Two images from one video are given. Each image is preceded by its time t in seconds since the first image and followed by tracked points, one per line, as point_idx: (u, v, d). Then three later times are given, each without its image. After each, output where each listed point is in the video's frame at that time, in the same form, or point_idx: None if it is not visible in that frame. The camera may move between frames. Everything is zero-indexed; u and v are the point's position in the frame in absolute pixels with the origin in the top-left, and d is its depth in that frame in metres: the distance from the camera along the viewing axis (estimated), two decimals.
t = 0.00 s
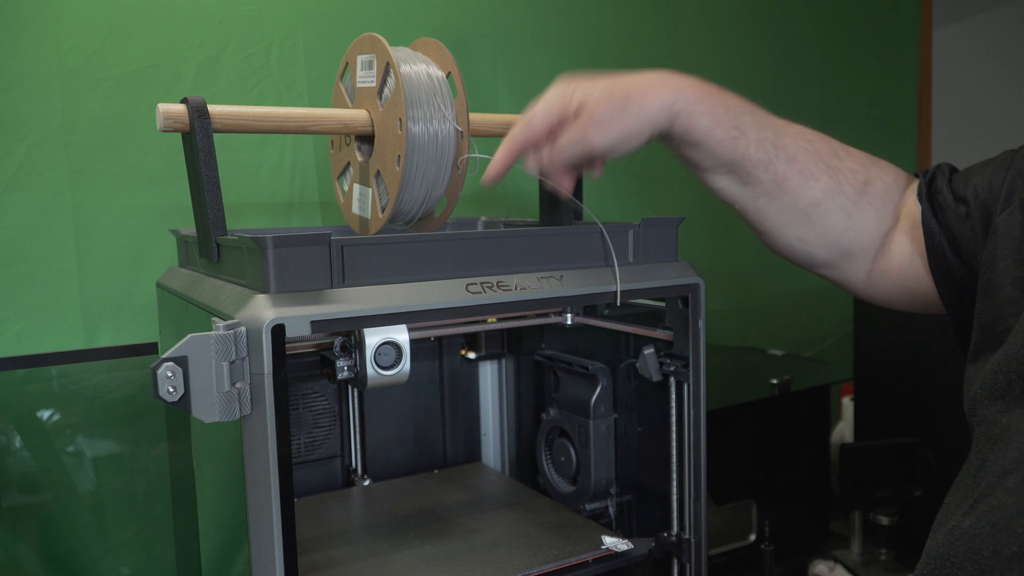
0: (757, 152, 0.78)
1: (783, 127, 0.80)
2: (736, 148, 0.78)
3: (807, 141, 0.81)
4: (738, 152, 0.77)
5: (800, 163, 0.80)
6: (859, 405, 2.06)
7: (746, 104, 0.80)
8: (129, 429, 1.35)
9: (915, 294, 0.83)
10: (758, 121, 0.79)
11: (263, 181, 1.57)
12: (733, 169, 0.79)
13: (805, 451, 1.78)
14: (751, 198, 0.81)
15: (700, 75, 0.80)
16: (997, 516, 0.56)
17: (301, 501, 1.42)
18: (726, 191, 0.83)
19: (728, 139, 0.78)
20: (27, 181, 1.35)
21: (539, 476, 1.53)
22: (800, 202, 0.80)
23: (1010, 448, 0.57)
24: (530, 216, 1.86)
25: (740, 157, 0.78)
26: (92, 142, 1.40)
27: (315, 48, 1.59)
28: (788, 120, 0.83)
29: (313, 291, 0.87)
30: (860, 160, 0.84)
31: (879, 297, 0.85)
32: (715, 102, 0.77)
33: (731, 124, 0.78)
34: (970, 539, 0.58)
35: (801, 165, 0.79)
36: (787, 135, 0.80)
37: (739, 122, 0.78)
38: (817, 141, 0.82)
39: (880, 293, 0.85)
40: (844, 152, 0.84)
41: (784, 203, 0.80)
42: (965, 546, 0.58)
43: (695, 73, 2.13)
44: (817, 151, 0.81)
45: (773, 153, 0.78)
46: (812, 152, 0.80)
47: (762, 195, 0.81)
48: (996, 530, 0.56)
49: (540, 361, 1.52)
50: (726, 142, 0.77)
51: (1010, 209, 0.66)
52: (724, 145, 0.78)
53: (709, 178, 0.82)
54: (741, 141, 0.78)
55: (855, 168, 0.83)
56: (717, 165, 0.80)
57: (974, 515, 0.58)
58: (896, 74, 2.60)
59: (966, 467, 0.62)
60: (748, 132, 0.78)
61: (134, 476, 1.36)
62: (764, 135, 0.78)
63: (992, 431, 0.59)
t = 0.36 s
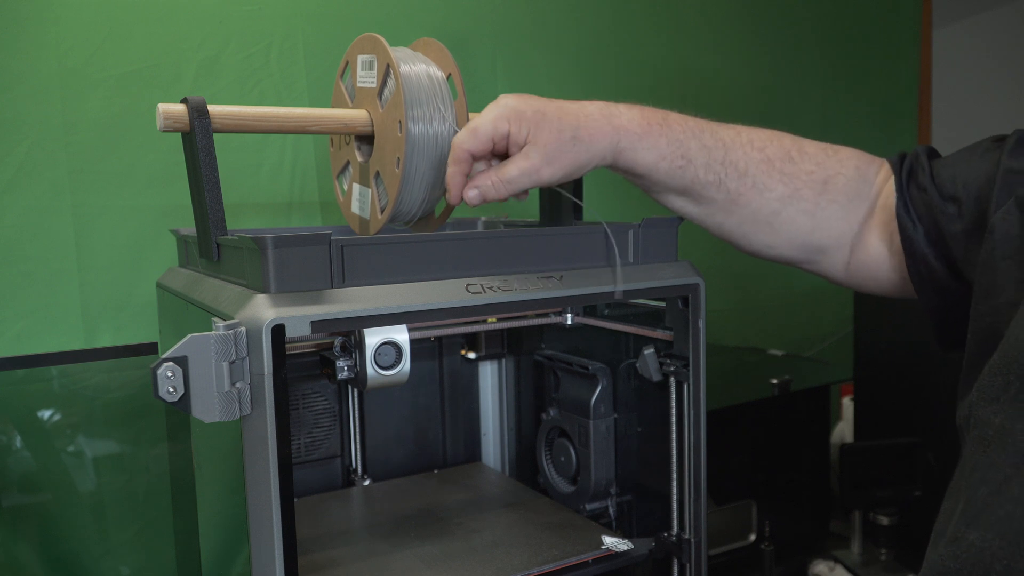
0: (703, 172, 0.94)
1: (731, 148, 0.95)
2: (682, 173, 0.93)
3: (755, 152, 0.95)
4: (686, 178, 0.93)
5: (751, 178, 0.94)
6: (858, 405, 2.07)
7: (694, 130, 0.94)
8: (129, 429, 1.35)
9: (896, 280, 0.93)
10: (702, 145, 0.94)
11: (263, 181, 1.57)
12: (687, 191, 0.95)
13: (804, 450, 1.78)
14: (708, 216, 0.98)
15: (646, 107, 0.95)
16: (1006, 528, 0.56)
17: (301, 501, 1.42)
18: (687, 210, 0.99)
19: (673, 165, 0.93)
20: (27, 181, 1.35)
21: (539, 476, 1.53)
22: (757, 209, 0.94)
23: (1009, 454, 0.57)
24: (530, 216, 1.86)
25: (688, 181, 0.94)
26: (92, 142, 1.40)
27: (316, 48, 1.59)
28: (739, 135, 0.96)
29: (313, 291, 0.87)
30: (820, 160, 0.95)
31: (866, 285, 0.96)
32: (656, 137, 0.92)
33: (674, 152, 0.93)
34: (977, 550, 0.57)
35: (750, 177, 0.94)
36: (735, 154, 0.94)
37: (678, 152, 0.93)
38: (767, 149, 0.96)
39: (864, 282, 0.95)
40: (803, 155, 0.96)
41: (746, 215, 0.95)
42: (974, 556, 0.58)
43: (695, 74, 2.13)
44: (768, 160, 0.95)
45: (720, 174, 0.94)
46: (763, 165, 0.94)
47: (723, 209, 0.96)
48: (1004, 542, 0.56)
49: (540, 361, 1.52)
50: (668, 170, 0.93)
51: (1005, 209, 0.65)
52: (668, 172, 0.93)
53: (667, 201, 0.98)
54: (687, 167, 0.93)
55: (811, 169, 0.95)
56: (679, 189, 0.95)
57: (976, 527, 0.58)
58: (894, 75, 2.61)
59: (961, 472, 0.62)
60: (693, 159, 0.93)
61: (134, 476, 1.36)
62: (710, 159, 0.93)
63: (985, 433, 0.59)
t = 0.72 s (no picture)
0: (690, 174, 0.99)
1: (715, 148, 0.99)
2: (668, 177, 0.99)
3: (740, 152, 0.98)
4: (674, 179, 0.99)
5: (736, 179, 0.97)
6: (859, 405, 2.07)
7: (677, 131, 1.00)
8: (129, 429, 1.35)
9: (888, 276, 0.94)
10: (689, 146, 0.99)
11: (263, 181, 1.57)
12: (677, 193, 1.01)
13: (805, 451, 1.78)
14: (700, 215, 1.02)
15: (627, 112, 1.01)
16: (1010, 534, 0.56)
17: (301, 501, 1.42)
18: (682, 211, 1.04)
19: (658, 167, 0.99)
20: (27, 181, 1.35)
21: (539, 476, 1.53)
22: (745, 209, 0.97)
23: (1011, 457, 0.57)
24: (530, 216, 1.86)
25: (676, 184, 1.00)
26: (92, 142, 1.40)
27: (315, 48, 1.59)
28: (726, 135, 1.00)
29: (313, 291, 0.87)
30: (809, 160, 0.96)
31: (858, 281, 0.97)
32: (636, 138, 0.99)
33: (659, 154, 0.99)
34: (982, 557, 0.57)
35: (736, 177, 0.97)
36: (720, 153, 0.98)
37: (664, 156, 0.99)
38: (755, 148, 0.98)
39: (857, 278, 0.97)
40: (792, 153, 0.98)
41: (735, 215, 0.98)
42: (979, 563, 0.57)
43: (695, 73, 2.13)
44: (755, 158, 0.97)
45: (706, 176, 0.98)
46: (750, 164, 0.97)
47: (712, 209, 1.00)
48: (1010, 548, 0.56)
49: (540, 361, 1.52)
50: (656, 171, 0.99)
51: (998, 208, 0.65)
52: (656, 175, 1.00)
53: (663, 204, 1.04)
54: (673, 170, 0.99)
55: (801, 169, 0.96)
56: (669, 191, 1.00)
57: (980, 532, 0.58)
58: (895, 75, 2.61)
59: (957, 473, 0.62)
60: (678, 160, 0.98)
61: (134, 476, 1.36)
62: (693, 160, 0.98)
63: (984, 436, 0.59)
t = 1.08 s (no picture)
0: (686, 178, 1.00)
1: (711, 152, 0.99)
2: (664, 182, 1.01)
3: (735, 155, 0.98)
4: (671, 185, 1.01)
5: (733, 182, 0.98)
6: (858, 405, 2.07)
7: (670, 137, 1.01)
8: (130, 430, 1.35)
9: (893, 272, 0.94)
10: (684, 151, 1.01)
11: (263, 181, 1.57)
12: (676, 197, 1.02)
13: (805, 451, 1.78)
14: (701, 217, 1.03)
15: (622, 120, 1.03)
16: (1010, 522, 0.56)
17: (301, 501, 1.42)
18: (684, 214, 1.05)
19: (654, 173, 1.01)
20: (27, 181, 1.35)
21: (539, 476, 1.53)
22: (744, 210, 0.98)
23: (1014, 450, 0.56)
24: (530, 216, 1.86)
25: (673, 189, 1.01)
26: (92, 142, 1.40)
27: (315, 48, 1.59)
28: (721, 138, 1.01)
29: (313, 291, 0.87)
30: (807, 159, 0.97)
31: (862, 277, 0.97)
32: (631, 146, 1.01)
33: (655, 160, 1.01)
34: (979, 544, 0.57)
35: (732, 179, 0.98)
36: (716, 157, 0.99)
37: (659, 162, 1.01)
38: (752, 149, 0.99)
39: (860, 274, 0.97)
40: (789, 153, 0.98)
41: (734, 215, 0.99)
42: (976, 551, 0.57)
43: (695, 73, 2.13)
44: (752, 160, 0.98)
45: (702, 181, 0.99)
46: (746, 166, 0.98)
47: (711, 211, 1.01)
48: (1008, 536, 0.56)
49: (540, 361, 1.51)
50: (654, 178, 1.01)
51: (1008, 205, 0.65)
52: (654, 182, 1.01)
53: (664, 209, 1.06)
54: (670, 175, 1.00)
55: (798, 169, 0.96)
56: (667, 196, 1.02)
57: (981, 521, 0.57)
58: (894, 75, 2.61)
59: (961, 467, 0.61)
60: (674, 166, 1.00)
61: (134, 476, 1.36)
62: (689, 165, 1.00)
63: (990, 430, 0.59)
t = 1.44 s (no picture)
0: (685, 180, 1.04)
1: (709, 153, 1.03)
2: (664, 184, 1.05)
3: (733, 157, 1.02)
4: (670, 186, 1.05)
5: (732, 183, 1.01)
6: (859, 405, 2.07)
7: (669, 139, 1.06)
8: (130, 429, 1.35)
9: (898, 273, 0.94)
10: (682, 152, 1.04)
11: (263, 182, 1.57)
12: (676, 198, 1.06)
13: (805, 451, 1.78)
14: (701, 217, 1.06)
15: (621, 124, 1.08)
16: (1016, 522, 0.57)
17: (301, 501, 1.42)
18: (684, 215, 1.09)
19: (653, 176, 1.05)
20: (27, 181, 1.35)
21: (539, 477, 1.53)
22: (743, 210, 1.01)
23: (1020, 450, 0.57)
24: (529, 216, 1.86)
25: (672, 190, 1.05)
26: (92, 142, 1.40)
27: (315, 49, 1.59)
28: (720, 141, 1.04)
29: (313, 291, 0.87)
30: (806, 160, 0.99)
31: (866, 278, 0.97)
32: (629, 148, 1.05)
33: (654, 163, 1.05)
34: (985, 544, 0.58)
35: (730, 180, 1.01)
36: (714, 159, 1.03)
37: (658, 165, 1.05)
38: (751, 151, 1.02)
39: (864, 275, 0.97)
40: (789, 154, 1.00)
41: (733, 216, 1.02)
42: (982, 550, 0.58)
43: (695, 74, 2.13)
44: (751, 161, 1.01)
45: (700, 182, 1.03)
46: (744, 167, 1.01)
47: (710, 212, 1.04)
48: (1014, 536, 0.57)
49: (540, 361, 1.52)
50: (651, 180, 1.06)
51: (1013, 206, 0.65)
52: (651, 184, 1.06)
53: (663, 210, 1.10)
54: (668, 176, 1.05)
55: (797, 169, 0.99)
56: (666, 197, 1.07)
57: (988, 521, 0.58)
58: (894, 75, 2.62)
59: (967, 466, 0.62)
60: (672, 167, 1.04)
61: (134, 476, 1.36)
62: (687, 166, 1.03)
63: (994, 428, 0.59)
